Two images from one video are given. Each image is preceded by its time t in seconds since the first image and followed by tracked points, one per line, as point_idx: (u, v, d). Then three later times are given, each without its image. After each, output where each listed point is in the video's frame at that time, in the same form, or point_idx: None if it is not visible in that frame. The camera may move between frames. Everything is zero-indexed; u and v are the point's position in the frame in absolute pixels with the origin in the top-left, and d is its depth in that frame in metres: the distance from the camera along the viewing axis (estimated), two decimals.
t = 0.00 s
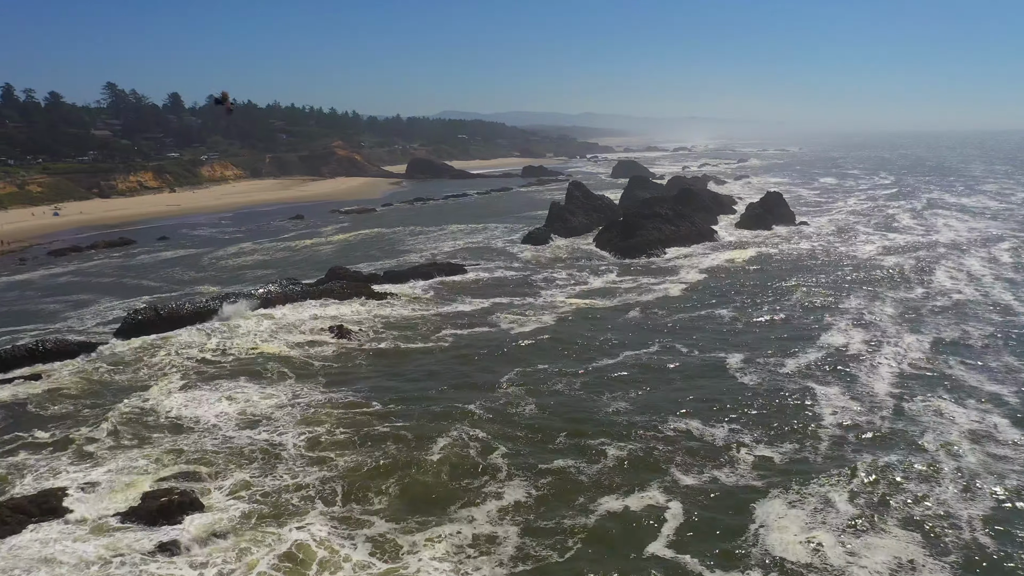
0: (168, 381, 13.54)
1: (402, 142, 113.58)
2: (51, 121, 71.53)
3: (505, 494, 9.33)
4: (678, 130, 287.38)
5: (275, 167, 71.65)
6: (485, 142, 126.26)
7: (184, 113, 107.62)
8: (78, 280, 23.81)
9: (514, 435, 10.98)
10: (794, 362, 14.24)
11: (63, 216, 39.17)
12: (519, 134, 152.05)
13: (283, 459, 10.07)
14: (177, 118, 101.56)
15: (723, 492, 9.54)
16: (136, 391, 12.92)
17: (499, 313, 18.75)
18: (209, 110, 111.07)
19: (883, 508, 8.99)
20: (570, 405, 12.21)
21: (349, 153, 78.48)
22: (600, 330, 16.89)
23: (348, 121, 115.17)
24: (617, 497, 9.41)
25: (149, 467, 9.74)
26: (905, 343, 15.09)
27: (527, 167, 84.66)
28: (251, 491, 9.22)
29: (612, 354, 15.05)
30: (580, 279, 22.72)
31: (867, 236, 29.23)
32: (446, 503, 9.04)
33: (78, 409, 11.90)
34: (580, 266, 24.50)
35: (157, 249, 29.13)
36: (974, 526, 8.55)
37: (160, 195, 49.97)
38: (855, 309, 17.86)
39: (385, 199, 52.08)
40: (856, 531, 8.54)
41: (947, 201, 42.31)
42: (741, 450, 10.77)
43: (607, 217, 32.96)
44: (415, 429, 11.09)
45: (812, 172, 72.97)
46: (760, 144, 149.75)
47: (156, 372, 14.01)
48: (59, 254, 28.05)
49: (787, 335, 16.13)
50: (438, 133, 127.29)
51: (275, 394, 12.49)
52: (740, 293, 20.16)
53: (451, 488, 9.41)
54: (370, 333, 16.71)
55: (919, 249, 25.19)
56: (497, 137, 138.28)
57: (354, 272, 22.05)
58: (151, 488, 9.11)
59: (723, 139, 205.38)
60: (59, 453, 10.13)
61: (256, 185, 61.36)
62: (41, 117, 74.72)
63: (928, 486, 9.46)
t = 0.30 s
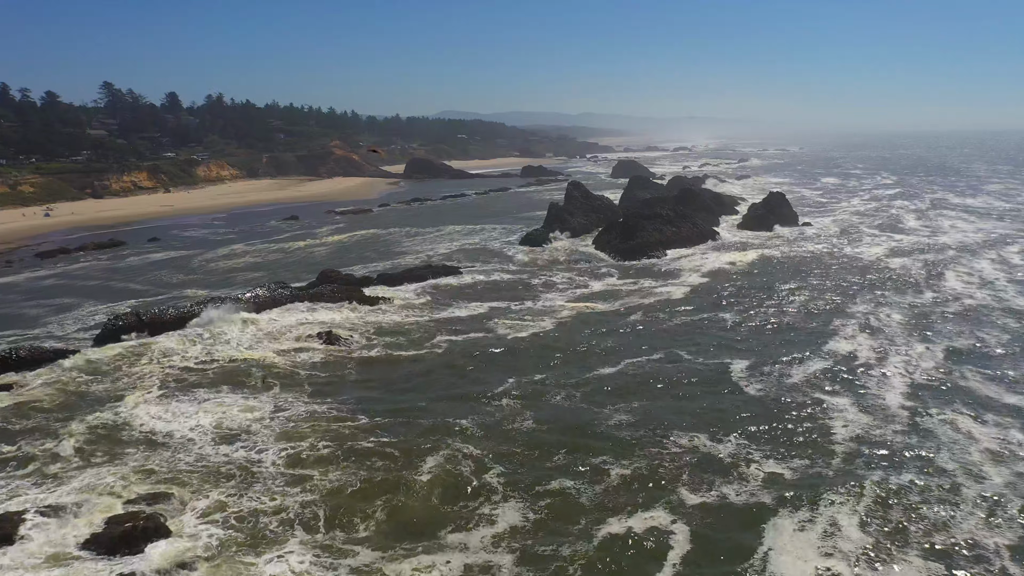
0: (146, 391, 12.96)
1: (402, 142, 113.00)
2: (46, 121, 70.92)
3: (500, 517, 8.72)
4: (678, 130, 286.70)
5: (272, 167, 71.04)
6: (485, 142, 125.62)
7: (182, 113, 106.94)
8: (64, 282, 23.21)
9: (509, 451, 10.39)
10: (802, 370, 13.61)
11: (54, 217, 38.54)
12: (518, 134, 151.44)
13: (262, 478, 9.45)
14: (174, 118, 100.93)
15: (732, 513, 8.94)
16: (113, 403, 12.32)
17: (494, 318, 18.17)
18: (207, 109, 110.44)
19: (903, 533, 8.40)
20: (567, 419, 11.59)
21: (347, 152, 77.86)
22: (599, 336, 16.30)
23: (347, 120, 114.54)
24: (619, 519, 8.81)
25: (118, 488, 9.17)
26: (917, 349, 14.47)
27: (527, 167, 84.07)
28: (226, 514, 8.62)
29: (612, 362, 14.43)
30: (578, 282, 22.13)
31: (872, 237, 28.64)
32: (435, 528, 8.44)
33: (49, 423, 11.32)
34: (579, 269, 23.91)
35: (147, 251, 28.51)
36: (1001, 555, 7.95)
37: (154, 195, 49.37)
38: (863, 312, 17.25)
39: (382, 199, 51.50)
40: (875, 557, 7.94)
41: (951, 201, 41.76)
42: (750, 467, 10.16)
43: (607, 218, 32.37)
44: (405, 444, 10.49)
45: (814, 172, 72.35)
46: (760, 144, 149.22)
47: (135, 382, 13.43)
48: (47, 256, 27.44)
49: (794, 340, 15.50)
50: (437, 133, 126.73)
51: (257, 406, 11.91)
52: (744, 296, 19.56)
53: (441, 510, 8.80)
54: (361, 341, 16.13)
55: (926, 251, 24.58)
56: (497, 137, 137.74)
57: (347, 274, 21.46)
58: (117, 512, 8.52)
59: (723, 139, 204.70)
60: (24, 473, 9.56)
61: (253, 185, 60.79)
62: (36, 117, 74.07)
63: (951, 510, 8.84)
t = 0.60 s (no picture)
0: (123, 402, 12.38)
1: (400, 142, 112.43)
2: (41, 121, 70.27)
3: (492, 544, 8.13)
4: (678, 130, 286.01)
5: (269, 167, 70.40)
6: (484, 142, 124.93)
7: (179, 112, 106.27)
8: (49, 285, 22.61)
9: (503, 470, 9.79)
10: (811, 380, 13.00)
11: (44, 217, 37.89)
12: (518, 133, 150.76)
13: (239, 499, 8.85)
14: (171, 117, 100.27)
15: (741, 539, 8.34)
16: (87, 416, 11.71)
17: (489, 323, 17.58)
18: (204, 109, 109.79)
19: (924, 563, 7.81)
20: (565, 434, 10.99)
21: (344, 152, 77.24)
22: (598, 342, 15.70)
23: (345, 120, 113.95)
24: (620, 545, 8.21)
25: (82, 513, 8.58)
26: (930, 356, 13.85)
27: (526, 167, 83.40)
28: (197, 540, 8.03)
29: (612, 371, 13.82)
30: (577, 285, 21.54)
31: (877, 238, 28.07)
32: (422, 557, 7.83)
33: (17, 439, 10.74)
34: (577, 272, 23.31)
35: (135, 254, 27.88)
36: None
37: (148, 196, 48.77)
38: (871, 316, 16.64)
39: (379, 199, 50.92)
40: None
41: (955, 202, 41.18)
42: (760, 485, 9.56)
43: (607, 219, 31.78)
44: (392, 462, 9.89)
45: (815, 172, 71.68)
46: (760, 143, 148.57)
47: (112, 392, 12.86)
48: (33, 258, 26.84)
49: (801, 346, 14.89)
50: (436, 132, 126.14)
51: (238, 420, 11.31)
52: (747, 300, 18.95)
53: (429, 537, 8.20)
54: (350, 348, 15.54)
55: (934, 253, 23.96)
56: (496, 137, 137.14)
57: (339, 277, 20.86)
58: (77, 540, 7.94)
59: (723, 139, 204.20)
60: None
61: (249, 185, 60.17)
62: (30, 117, 73.43)
63: (975, 538, 8.24)
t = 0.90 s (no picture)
0: (96, 413, 11.79)
1: (399, 142, 111.83)
2: (36, 121, 69.68)
3: None
4: (678, 130, 285.32)
5: (266, 167, 69.77)
6: (483, 142, 124.21)
7: (176, 112, 105.67)
8: (33, 288, 22.01)
9: (497, 492, 9.18)
10: (819, 390, 12.34)
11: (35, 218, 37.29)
12: (518, 133, 150.05)
13: (210, 524, 8.23)
14: (168, 117, 99.61)
15: (749, 569, 7.72)
16: (56, 430, 11.10)
17: (484, 329, 16.99)
18: (202, 108, 109.13)
19: None
20: (562, 451, 10.38)
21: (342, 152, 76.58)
22: (597, 349, 15.08)
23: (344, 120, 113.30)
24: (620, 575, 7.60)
25: (39, 540, 8.00)
26: (944, 364, 13.19)
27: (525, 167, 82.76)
28: (161, 572, 7.42)
29: (612, 380, 13.19)
30: (575, 289, 20.94)
31: (882, 240, 27.42)
32: None
33: None
34: (576, 274, 22.72)
35: (125, 255, 27.30)
36: None
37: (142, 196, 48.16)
38: (880, 321, 15.98)
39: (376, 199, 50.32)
40: None
41: (960, 202, 40.54)
42: (769, 507, 8.93)
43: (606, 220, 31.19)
44: (378, 483, 9.27)
45: (817, 172, 71.00)
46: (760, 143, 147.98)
47: (87, 401, 12.28)
48: (19, 260, 26.24)
49: (807, 353, 14.24)
50: (435, 132, 125.55)
51: (216, 434, 10.74)
52: (751, 304, 18.34)
53: (414, 568, 7.59)
54: (339, 355, 14.93)
55: (942, 256, 23.31)
56: (496, 137, 136.56)
57: (330, 281, 20.26)
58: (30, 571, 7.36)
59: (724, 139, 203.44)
60: None
61: (245, 184, 59.59)
62: (25, 116, 72.80)
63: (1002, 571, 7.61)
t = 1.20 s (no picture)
0: (66, 426, 11.18)
1: (398, 142, 111.21)
2: (31, 121, 69.07)
3: None
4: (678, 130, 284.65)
5: (263, 167, 69.16)
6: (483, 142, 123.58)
7: (173, 112, 105.07)
8: (16, 292, 21.40)
9: (489, 517, 8.54)
10: (828, 403, 11.58)
11: (24, 219, 36.70)
12: (518, 133, 149.38)
13: (175, 555, 7.60)
14: (165, 117, 99.02)
15: None
16: (22, 445, 10.47)
17: (478, 336, 16.36)
18: (199, 108, 108.53)
19: None
20: (559, 470, 9.73)
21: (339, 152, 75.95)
22: (595, 357, 14.42)
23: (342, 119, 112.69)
24: None
25: None
26: (960, 372, 12.47)
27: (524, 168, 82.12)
28: None
29: (612, 391, 12.53)
30: (573, 293, 20.32)
31: (888, 241, 26.78)
32: None
33: None
34: (575, 278, 22.09)
35: (113, 258, 26.69)
36: None
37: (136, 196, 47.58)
38: (890, 326, 15.30)
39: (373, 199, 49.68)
40: None
41: (965, 202, 39.89)
42: (778, 530, 8.29)
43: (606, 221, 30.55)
44: (361, 508, 8.62)
45: (819, 172, 70.34)
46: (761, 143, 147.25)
47: (58, 413, 11.67)
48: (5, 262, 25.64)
49: (815, 362, 13.50)
50: (434, 132, 124.95)
51: (191, 451, 10.11)
52: (756, 308, 17.69)
53: None
54: (326, 364, 14.29)
55: (951, 258, 22.66)
56: (495, 136, 135.95)
57: (321, 284, 19.62)
58: None
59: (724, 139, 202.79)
60: None
61: (242, 185, 58.99)
62: (21, 117, 72.24)
63: None
